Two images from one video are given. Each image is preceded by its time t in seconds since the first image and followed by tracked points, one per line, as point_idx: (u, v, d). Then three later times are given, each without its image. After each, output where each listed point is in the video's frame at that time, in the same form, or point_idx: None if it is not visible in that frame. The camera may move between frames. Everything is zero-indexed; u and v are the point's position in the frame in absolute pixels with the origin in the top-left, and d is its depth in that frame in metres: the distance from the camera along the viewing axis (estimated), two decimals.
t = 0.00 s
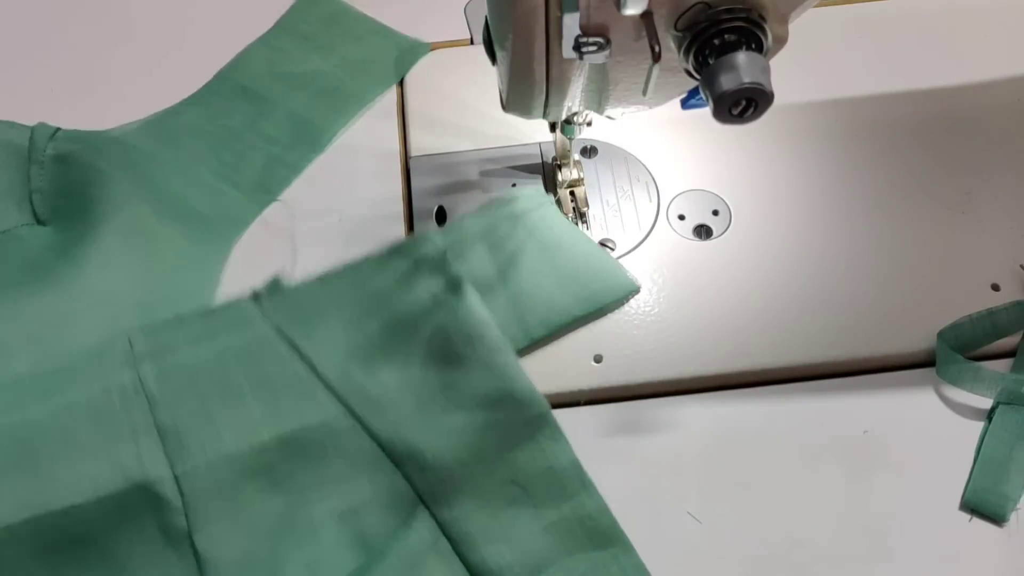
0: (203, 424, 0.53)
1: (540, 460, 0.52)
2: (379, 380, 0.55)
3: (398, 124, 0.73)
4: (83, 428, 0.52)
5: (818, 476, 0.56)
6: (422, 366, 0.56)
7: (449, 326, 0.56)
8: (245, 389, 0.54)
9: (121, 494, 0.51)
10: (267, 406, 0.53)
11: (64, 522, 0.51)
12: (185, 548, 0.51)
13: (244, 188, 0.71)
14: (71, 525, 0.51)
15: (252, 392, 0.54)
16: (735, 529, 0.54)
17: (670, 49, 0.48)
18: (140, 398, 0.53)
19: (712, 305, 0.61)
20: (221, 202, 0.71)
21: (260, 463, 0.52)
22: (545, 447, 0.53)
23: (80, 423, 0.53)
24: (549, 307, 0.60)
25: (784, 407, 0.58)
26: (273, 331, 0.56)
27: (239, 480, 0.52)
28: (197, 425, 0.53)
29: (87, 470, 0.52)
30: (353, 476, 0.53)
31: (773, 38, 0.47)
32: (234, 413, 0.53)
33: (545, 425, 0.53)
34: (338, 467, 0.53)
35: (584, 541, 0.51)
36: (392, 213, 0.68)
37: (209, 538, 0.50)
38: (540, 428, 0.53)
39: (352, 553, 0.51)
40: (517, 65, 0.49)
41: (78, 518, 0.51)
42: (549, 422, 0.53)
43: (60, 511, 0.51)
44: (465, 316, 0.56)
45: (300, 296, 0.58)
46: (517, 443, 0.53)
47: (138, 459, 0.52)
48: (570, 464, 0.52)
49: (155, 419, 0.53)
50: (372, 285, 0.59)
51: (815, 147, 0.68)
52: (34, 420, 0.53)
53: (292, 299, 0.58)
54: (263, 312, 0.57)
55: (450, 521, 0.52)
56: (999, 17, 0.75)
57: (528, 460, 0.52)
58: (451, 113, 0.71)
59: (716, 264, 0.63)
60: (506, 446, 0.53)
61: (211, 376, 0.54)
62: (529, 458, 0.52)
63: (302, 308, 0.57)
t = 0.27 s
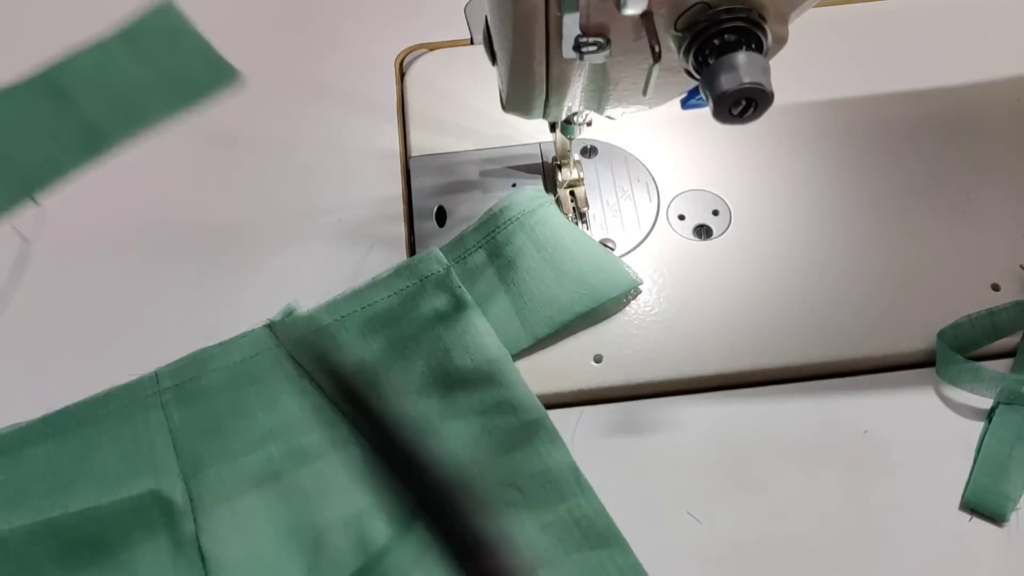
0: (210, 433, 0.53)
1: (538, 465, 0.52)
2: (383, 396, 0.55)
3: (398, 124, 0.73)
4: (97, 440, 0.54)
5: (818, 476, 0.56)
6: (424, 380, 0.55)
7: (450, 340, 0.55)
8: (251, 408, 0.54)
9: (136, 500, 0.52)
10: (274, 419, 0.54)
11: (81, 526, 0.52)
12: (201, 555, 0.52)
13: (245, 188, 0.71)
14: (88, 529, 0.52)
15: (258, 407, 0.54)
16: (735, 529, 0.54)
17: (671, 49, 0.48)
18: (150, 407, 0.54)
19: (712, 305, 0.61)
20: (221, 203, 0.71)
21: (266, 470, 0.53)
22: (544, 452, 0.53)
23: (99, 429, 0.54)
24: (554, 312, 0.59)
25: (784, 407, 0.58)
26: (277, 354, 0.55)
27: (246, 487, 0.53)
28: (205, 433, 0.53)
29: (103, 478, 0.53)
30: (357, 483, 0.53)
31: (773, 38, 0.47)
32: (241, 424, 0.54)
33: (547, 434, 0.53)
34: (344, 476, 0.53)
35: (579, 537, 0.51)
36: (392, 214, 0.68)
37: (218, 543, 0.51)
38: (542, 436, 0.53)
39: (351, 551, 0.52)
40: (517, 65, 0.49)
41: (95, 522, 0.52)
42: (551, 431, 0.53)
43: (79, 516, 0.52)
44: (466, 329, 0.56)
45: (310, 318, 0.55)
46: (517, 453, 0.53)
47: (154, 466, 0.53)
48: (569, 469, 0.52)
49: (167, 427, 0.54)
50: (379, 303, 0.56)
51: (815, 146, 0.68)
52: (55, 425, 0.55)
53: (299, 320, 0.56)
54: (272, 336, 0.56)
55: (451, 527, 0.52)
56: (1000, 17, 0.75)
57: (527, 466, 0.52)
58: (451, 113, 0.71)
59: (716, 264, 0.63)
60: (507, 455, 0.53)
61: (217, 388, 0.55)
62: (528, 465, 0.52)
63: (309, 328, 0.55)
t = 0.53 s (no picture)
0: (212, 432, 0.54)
1: (538, 464, 0.52)
2: (384, 398, 0.55)
3: (398, 125, 0.73)
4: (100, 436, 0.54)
5: (818, 476, 0.56)
6: (423, 381, 0.56)
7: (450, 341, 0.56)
8: (252, 409, 0.54)
9: (137, 503, 0.52)
10: (275, 420, 0.54)
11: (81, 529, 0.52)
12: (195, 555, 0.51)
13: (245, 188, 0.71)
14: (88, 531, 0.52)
15: (258, 408, 0.54)
16: (735, 528, 0.54)
17: (670, 49, 0.48)
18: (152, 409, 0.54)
19: (712, 305, 0.61)
20: (221, 203, 0.71)
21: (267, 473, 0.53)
22: (544, 452, 0.53)
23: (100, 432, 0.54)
24: (554, 311, 0.59)
25: (783, 407, 0.58)
26: (278, 355, 0.55)
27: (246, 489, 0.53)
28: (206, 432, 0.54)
29: (100, 474, 0.53)
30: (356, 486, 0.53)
31: (773, 38, 0.47)
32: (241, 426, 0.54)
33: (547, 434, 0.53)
34: (346, 477, 0.54)
35: (579, 535, 0.51)
36: (392, 214, 0.68)
37: (214, 545, 0.51)
38: (542, 436, 0.53)
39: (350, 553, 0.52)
40: (518, 65, 0.49)
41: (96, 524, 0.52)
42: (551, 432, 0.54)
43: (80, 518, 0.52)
44: (466, 329, 0.56)
45: (310, 317, 0.56)
46: (517, 452, 0.53)
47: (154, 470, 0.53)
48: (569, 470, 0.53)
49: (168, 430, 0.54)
50: (379, 303, 0.57)
51: (815, 146, 0.68)
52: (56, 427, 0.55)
53: (300, 320, 0.56)
54: (272, 336, 0.56)
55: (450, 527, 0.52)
56: (1000, 17, 0.75)
57: (527, 465, 0.52)
58: (451, 113, 0.71)
59: (717, 265, 0.63)
60: (507, 454, 0.53)
61: (218, 389, 0.55)
62: (528, 464, 0.52)
63: (310, 328, 0.56)
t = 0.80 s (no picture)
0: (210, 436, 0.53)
1: (534, 459, 0.53)
2: (378, 396, 0.56)
3: (398, 125, 0.73)
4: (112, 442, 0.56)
5: (818, 476, 0.56)
6: (416, 379, 0.56)
7: (443, 337, 0.56)
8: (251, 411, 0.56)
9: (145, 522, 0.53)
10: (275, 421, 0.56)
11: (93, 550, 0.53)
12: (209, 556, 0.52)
13: (245, 188, 0.71)
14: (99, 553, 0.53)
15: (257, 411, 0.56)
16: (734, 528, 0.54)
17: (670, 49, 0.48)
18: (156, 416, 0.55)
19: (712, 305, 0.61)
20: (221, 203, 0.71)
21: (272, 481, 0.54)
22: (540, 447, 0.53)
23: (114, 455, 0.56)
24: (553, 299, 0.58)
25: (783, 407, 0.58)
26: (275, 358, 0.57)
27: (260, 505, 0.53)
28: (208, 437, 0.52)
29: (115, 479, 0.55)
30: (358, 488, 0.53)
31: (773, 38, 0.47)
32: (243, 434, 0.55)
33: (543, 425, 0.54)
34: (347, 481, 0.53)
35: (577, 527, 0.51)
36: (392, 214, 0.68)
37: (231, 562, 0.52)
38: (536, 428, 0.54)
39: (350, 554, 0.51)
40: (518, 65, 0.49)
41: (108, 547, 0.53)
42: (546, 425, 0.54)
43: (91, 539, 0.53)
44: (459, 325, 0.56)
45: (303, 318, 0.58)
46: (513, 447, 0.53)
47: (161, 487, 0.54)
48: (567, 463, 0.53)
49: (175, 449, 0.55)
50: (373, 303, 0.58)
51: (815, 146, 0.68)
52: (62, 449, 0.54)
53: (294, 321, 0.58)
54: (267, 338, 0.58)
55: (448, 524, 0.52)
56: (1000, 17, 0.75)
57: (523, 460, 0.53)
58: (451, 113, 0.71)
59: (717, 264, 0.63)
60: (503, 450, 0.53)
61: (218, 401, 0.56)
62: (523, 459, 0.53)
63: (303, 329, 0.57)
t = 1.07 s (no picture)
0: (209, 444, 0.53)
1: (532, 462, 0.53)
2: (376, 400, 0.55)
3: (398, 124, 0.73)
4: (109, 445, 0.56)
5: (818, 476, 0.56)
6: (414, 382, 0.56)
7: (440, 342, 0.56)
8: (251, 411, 0.56)
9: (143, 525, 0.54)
10: (275, 424, 0.56)
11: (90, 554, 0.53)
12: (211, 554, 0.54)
13: (244, 188, 0.71)
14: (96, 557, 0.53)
15: (256, 414, 0.56)
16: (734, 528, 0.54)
17: (670, 50, 0.48)
18: (153, 420, 0.55)
19: (712, 305, 0.61)
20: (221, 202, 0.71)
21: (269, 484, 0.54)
22: (538, 449, 0.53)
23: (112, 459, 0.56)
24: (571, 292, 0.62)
25: (784, 407, 0.58)
26: (274, 361, 0.57)
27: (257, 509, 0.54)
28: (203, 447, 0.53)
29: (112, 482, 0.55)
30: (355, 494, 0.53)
31: (773, 38, 0.47)
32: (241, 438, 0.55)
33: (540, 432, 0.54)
34: (346, 484, 0.53)
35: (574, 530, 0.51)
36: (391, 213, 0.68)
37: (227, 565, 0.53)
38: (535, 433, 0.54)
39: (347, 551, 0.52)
40: (518, 65, 0.49)
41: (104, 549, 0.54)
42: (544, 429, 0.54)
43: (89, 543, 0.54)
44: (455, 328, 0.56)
45: (301, 320, 0.57)
46: (512, 450, 0.53)
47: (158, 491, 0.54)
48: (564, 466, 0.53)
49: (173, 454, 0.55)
50: (371, 305, 0.58)
51: (814, 146, 0.68)
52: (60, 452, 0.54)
53: (292, 323, 0.57)
54: (265, 341, 0.57)
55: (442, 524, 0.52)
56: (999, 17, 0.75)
57: (521, 462, 0.53)
58: (451, 113, 0.71)
59: (717, 264, 0.63)
60: (501, 453, 0.53)
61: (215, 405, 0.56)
62: (521, 461, 0.53)
63: (302, 332, 0.57)
